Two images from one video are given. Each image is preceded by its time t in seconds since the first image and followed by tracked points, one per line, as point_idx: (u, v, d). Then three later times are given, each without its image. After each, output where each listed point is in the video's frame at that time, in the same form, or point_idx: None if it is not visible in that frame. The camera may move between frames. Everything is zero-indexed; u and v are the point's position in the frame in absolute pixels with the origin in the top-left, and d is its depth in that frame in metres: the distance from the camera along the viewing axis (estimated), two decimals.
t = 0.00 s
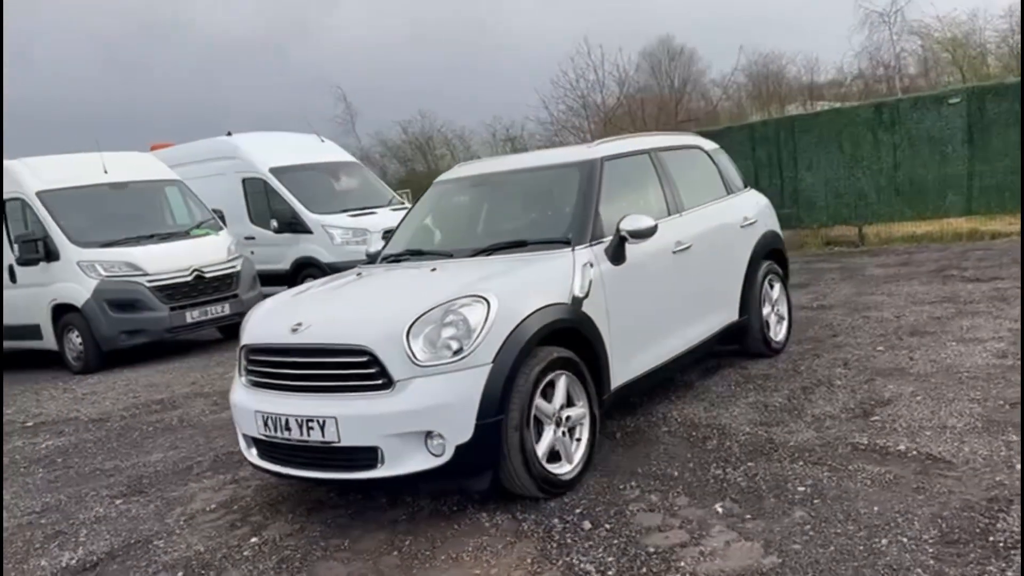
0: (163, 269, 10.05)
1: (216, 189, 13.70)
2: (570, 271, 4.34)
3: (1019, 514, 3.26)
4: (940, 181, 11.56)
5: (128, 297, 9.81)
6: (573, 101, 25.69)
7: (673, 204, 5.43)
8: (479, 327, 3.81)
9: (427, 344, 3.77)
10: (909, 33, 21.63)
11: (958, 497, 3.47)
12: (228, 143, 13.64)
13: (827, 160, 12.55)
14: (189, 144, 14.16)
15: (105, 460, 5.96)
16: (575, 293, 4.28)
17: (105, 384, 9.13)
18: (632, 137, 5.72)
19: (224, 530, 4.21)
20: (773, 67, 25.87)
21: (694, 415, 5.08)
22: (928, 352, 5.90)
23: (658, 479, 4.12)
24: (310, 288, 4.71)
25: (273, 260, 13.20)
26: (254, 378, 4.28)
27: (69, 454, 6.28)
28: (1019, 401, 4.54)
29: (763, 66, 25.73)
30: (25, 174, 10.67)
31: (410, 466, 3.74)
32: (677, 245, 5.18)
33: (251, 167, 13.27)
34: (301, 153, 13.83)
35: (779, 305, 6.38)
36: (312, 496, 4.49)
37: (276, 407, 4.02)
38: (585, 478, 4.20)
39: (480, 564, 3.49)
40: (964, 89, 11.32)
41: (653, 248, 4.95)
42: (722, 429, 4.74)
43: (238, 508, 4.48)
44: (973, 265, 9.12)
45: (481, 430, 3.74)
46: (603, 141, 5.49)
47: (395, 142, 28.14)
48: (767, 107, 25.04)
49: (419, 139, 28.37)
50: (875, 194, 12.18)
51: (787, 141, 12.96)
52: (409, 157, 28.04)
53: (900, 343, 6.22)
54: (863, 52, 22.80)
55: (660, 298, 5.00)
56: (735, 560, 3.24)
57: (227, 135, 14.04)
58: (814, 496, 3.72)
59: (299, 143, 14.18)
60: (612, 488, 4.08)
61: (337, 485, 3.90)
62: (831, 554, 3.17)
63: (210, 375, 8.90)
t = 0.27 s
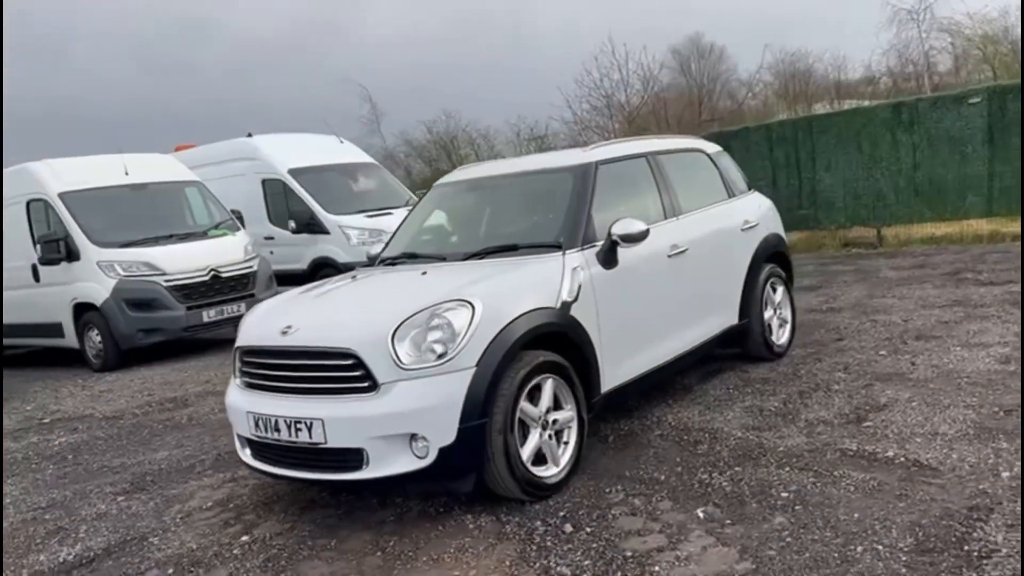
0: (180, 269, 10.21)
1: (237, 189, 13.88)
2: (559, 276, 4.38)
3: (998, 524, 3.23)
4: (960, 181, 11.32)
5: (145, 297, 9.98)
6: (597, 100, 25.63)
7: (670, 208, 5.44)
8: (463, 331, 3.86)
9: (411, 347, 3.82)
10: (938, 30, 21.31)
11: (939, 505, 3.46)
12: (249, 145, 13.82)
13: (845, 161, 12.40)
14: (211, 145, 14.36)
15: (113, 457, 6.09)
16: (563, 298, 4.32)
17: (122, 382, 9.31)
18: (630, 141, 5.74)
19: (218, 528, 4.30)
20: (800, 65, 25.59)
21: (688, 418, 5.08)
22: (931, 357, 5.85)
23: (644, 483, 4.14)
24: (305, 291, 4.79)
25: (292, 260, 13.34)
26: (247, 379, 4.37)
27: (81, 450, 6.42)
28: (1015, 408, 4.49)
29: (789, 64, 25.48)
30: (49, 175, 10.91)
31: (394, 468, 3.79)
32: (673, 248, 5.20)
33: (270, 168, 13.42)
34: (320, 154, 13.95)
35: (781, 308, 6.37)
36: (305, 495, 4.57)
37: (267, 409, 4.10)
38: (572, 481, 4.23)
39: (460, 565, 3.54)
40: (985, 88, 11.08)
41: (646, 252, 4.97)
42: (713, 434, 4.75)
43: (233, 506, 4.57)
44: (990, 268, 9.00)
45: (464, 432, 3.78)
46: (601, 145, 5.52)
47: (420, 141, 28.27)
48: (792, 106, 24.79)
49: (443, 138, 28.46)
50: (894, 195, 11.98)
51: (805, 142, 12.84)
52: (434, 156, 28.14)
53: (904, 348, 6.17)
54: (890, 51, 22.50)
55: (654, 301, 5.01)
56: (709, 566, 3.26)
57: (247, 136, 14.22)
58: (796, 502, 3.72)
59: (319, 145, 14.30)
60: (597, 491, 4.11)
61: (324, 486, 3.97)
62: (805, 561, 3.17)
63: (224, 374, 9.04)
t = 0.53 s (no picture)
0: (197, 269, 10.34)
1: (256, 189, 14.01)
2: (551, 280, 4.38)
3: (983, 535, 3.18)
4: (982, 183, 11.15)
5: (162, 296, 10.12)
6: (621, 99, 25.53)
7: (670, 211, 5.41)
8: (450, 336, 3.88)
9: (399, 352, 3.84)
10: (968, 27, 20.94)
11: (927, 515, 3.41)
12: (268, 146, 13.94)
13: (865, 161, 12.22)
14: (232, 147, 14.52)
15: (122, 455, 6.19)
16: (555, 302, 4.31)
17: (138, 380, 9.46)
18: (631, 144, 5.72)
19: (213, 528, 4.36)
20: (827, 62, 25.26)
21: (685, 423, 5.06)
22: (937, 362, 5.77)
23: (634, 489, 4.13)
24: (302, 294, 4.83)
25: (310, 260, 13.45)
26: (242, 382, 4.42)
27: (91, 448, 6.54)
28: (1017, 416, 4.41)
29: (816, 62, 25.18)
30: (71, 176, 11.09)
31: (382, 472, 3.82)
32: (671, 252, 5.17)
33: (289, 169, 13.53)
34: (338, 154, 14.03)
35: (787, 312, 6.35)
36: (300, 497, 4.62)
37: (259, 411, 4.15)
38: (563, 486, 4.23)
39: (443, 569, 3.56)
40: (1007, 87, 10.89)
41: (642, 255, 4.95)
42: (709, 439, 4.73)
43: (229, 507, 4.63)
44: (1008, 271, 8.85)
45: (450, 437, 3.79)
46: (601, 149, 5.51)
47: (444, 141, 28.33)
48: (819, 104, 24.51)
49: (467, 138, 28.51)
50: (914, 195, 11.81)
51: (823, 142, 12.63)
52: (458, 156, 28.20)
53: (911, 353, 6.09)
54: (919, 48, 22.16)
55: (651, 306, 4.99)
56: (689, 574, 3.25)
57: (267, 137, 14.35)
58: (784, 510, 3.69)
59: (337, 145, 14.38)
60: (587, 496, 4.11)
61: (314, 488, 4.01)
62: (785, 571, 3.15)
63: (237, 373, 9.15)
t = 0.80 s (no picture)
0: (212, 268, 10.44)
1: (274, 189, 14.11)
2: (542, 284, 4.35)
3: (968, 548, 3.12)
4: (1005, 183, 10.95)
5: (177, 295, 10.24)
6: (644, 97, 25.38)
7: (670, 214, 5.36)
8: (436, 340, 3.87)
9: (384, 355, 3.85)
10: (999, 22, 20.54)
11: (914, 526, 3.35)
12: (286, 146, 14.03)
13: (885, 161, 12.05)
14: (250, 147, 14.63)
15: (128, 453, 6.27)
16: (545, 306, 4.29)
17: (153, 379, 9.57)
18: (631, 146, 5.68)
19: (205, 529, 4.40)
20: (854, 59, 24.91)
21: (682, 427, 5.01)
22: (944, 367, 5.66)
23: (622, 495, 4.09)
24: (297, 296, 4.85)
25: (327, 260, 13.53)
26: (235, 384, 4.46)
27: (99, 446, 6.63)
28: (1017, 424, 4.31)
29: (843, 59, 24.84)
30: (91, 176, 11.25)
31: (367, 475, 3.82)
32: (669, 255, 5.12)
33: (306, 169, 13.61)
34: (355, 154, 14.09)
35: (793, 315, 6.26)
36: (294, 498, 4.64)
37: (250, 413, 4.17)
38: (552, 491, 4.21)
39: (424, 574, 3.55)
40: None
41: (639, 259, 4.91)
42: (703, 445, 4.68)
43: (224, 507, 4.67)
44: None
45: (435, 442, 3.79)
46: (600, 151, 5.47)
47: (467, 140, 28.36)
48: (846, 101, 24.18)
49: (491, 136, 28.49)
50: (935, 195, 11.62)
51: (842, 141, 12.46)
52: (481, 154, 28.19)
53: (918, 358, 5.99)
54: (949, 44, 21.77)
55: (648, 309, 4.95)
56: None
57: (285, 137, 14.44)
58: (771, 518, 3.64)
59: (354, 145, 14.44)
60: (575, 501, 4.08)
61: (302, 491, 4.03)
62: None
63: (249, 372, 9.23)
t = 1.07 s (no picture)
0: (229, 268, 10.52)
1: (293, 189, 14.19)
2: (534, 289, 4.34)
3: (956, 561, 3.06)
4: None
5: (193, 295, 10.34)
6: (669, 95, 25.18)
7: (670, 217, 5.32)
8: (425, 345, 3.87)
9: (374, 359, 3.86)
10: None
11: (903, 538, 3.30)
12: (304, 146, 14.11)
13: (906, 160, 11.86)
14: (270, 147, 14.73)
15: (137, 452, 6.34)
16: (538, 310, 4.28)
17: (168, 377, 9.68)
18: (633, 148, 5.64)
19: (201, 529, 4.44)
20: (883, 55, 24.54)
21: (681, 432, 4.97)
22: (952, 373, 5.57)
23: (614, 501, 4.07)
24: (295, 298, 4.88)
25: (345, 259, 13.59)
26: (231, 386, 4.49)
27: (109, 445, 6.72)
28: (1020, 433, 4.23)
29: (871, 55, 24.45)
30: (112, 177, 11.40)
31: (356, 480, 3.84)
32: (668, 259, 5.09)
33: (325, 168, 13.68)
34: (374, 154, 14.13)
35: (801, 319, 6.21)
36: (290, 499, 4.67)
37: (244, 416, 4.21)
38: (544, 496, 4.20)
39: None
40: None
41: (635, 263, 4.89)
42: (700, 450, 4.64)
43: (221, 508, 4.71)
44: None
45: (423, 447, 3.78)
46: (600, 152, 5.44)
47: (491, 139, 28.32)
48: (874, 98, 23.80)
49: (514, 134, 28.45)
50: (957, 196, 11.42)
51: (862, 141, 12.28)
52: (505, 153, 28.15)
53: (927, 363, 5.89)
54: (980, 39, 21.34)
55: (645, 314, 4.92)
56: None
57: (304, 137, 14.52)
58: (760, 528, 3.60)
59: (372, 145, 14.48)
60: (566, 506, 4.07)
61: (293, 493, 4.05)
62: None
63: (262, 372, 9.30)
